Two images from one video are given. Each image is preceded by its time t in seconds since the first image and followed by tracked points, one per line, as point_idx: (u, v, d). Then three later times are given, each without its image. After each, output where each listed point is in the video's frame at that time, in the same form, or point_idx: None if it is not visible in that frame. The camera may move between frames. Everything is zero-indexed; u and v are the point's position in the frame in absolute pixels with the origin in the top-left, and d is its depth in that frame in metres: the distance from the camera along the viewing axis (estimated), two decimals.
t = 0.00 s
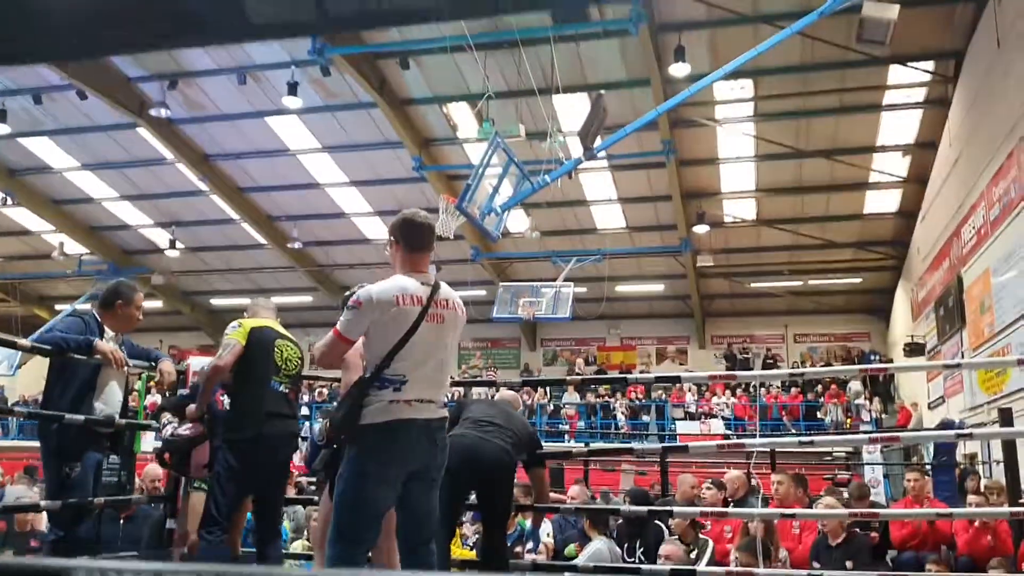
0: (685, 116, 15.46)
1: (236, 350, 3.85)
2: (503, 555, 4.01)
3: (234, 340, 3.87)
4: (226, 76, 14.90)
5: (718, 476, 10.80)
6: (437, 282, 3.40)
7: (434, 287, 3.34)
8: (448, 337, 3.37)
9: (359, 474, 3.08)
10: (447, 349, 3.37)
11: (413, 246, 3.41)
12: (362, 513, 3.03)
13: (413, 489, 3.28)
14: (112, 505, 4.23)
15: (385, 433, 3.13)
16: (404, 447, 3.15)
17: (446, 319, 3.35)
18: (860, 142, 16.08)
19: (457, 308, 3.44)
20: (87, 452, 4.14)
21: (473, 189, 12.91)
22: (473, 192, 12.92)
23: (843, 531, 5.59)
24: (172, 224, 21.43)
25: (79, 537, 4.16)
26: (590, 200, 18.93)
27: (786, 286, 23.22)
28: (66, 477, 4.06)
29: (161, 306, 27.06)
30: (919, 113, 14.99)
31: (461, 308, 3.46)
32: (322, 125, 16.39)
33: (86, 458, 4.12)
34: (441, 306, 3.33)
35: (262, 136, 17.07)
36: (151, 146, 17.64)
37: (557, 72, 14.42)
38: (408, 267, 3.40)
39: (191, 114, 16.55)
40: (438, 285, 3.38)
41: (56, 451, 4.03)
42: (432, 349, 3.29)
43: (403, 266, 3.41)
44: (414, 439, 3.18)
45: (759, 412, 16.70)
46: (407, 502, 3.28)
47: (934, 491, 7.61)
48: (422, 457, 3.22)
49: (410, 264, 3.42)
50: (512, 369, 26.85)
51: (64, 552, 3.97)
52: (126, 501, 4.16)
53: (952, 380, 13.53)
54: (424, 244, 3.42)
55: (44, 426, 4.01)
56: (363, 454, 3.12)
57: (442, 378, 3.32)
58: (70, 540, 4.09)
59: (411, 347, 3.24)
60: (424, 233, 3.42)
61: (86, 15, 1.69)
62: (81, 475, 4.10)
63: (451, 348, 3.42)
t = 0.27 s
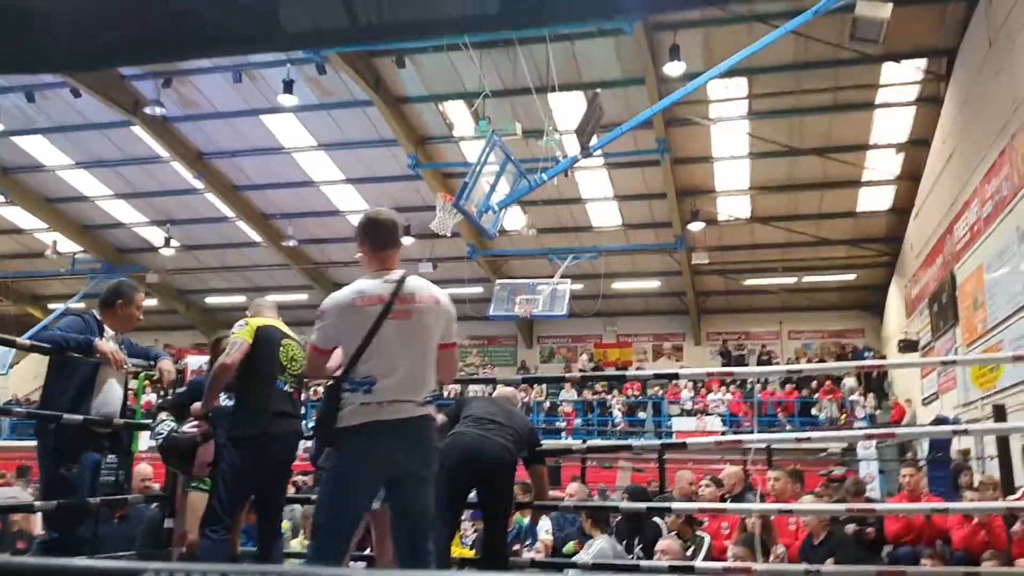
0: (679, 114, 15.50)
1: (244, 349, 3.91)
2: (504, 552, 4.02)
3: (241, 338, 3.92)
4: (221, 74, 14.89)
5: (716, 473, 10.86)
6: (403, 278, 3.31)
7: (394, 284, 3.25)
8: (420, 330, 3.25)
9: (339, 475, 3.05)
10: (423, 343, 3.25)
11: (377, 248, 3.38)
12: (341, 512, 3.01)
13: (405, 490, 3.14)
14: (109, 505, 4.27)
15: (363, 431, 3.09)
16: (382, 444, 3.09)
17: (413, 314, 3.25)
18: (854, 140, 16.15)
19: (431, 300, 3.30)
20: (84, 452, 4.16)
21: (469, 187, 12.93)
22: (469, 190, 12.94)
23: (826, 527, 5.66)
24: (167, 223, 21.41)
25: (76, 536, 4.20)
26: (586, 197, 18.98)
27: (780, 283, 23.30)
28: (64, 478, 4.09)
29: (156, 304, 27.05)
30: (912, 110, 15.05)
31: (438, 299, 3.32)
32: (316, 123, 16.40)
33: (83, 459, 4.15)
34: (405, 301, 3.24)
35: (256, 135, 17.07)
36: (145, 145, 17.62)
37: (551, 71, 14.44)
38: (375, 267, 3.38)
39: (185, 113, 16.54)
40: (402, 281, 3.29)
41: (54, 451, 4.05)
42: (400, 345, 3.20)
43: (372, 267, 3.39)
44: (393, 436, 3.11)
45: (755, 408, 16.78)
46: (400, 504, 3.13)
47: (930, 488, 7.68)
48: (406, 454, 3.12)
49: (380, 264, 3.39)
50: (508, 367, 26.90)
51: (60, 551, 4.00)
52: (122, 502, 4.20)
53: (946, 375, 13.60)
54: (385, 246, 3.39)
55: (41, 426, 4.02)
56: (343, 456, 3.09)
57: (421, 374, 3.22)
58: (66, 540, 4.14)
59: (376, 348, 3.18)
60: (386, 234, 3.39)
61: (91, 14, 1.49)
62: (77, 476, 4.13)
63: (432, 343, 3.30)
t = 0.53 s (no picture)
0: (673, 114, 15.51)
1: (241, 351, 3.81)
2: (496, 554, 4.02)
3: (237, 339, 3.85)
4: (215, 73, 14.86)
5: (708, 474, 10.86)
6: (326, 276, 3.06)
7: (312, 286, 3.03)
8: (345, 324, 2.95)
9: (298, 484, 2.86)
10: (353, 338, 2.95)
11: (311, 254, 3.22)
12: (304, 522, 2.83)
13: (362, 494, 2.81)
14: (101, 505, 4.25)
15: (312, 437, 2.87)
16: (332, 447, 2.84)
17: (334, 309, 2.97)
18: (848, 140, 16.17)
19: (355, 290, 2.99)
20: (77, 452, 4.14)
21: (463, 186, 12.94)
22: (463, 189, 12.94)
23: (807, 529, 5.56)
24: (161, 222, 21.38)
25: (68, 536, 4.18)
26: (580, 197, 18.98)
27: (774, 283, 23.32)
28: (57, 477, 4.06)
29: (150, 304, 27.00)
30: (906, 111, 15.07)
31: (362, 288, 2.99)
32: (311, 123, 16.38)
33: (76, 459, 4.14)
34: (324, 300, 2.99)
35: (251, 134, 17.03)
36: (139, 144, 17.59)
37: (546, 70, 14.44)
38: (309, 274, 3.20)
39: (180, 112, 16.50)
40: (324, 280, 3.05)
41: (48, 451, 4.03)
42: (327, 345, 2.95)
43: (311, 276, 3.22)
44: (343, 438, 2.85)
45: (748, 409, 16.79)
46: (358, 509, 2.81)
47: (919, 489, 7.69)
48: (361, 455, 2.83)
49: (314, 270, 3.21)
50: (502, 366, 26.90)
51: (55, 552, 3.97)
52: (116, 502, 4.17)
53: (940, 376, 13.62)
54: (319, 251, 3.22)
55: (35, 426, 4.00)
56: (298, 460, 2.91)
57: (360, 367, 2.92)
58: (59, 539, 4.06)
59: (307, 354, 2.97)
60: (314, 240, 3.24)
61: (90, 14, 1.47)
62: (70, 476, 4.11)
63: (368, 333, 2.97)
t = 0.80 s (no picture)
0: (665, 112, 15.52)
1: (229, 351, 3.79)
2: (487, 550, 4.03)
3: (226, 339, 3.82)
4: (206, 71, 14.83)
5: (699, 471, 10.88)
6: (275, 273, 3.10)
7: (261, 285, 3.07)
8: (293, 317, 2.97)
9: (268, 478, 2.90)
10: (303, 330, 2.97)
11: (263, 256, 3.26)
12: (278, 516, 2.87)
13: (330, 483, 2.86)
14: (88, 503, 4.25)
15: (278, 431, 2.91)
16: (299, 439, 2.89)
17: (281, 304, 3.00)
18: (839, 138, 16.20)
19: (300, 282, 3.01)
20: (64, 450, 4.14)
21: (454, 184, 12.95)
22: (454, 188, 12.95)
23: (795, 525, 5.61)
24: (152, 220, 21.34)
25: (56, 534, 4.18)
26: (572, 195, 19.00)
27: (766, 280, 23.37)
28: (44, 476, 4.05)
29: (142, 302, 26.94)
30: (897, 109, 15.11)
31: (307, 279, 3.01)
32: (303, 120, 16.37)
33: (62, 458, 4.13)
34: (271, 297, 3.02)
35: (242, 132, 17.01)
36: (130, 142, 17.54)
37: (538, 68, 14.45)
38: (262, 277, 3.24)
39: (171, 110, 16.47)
40: (271, 277, 3.08)
41: (35, 450, 4.01)
42: (278, 340, 2.98)
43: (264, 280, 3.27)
44: (308, 429, 2.90)
45: (740, 406, 16.86)
46: (327, 498, 2.86)
47: (909, 485, 7.70)
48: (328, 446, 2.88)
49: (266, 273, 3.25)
50: (495, 364, 26.91)
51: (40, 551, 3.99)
52: (104, 500, 4.17)
53: (930, 373, 13.68)
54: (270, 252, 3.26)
55: (21, 424, 3.98)
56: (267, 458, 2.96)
57: (311, 357, 2.95)
58: (46, 538, 4.11)
59: (263, 351, 3.03)
60: (263, 241, 3.27)
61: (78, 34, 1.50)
62: (57, 474, 4.10)
63: (320, 324, 2.98)
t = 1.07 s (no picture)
0: (658, 110, 15.55)
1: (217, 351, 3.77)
2: (478, 548, 4.03)
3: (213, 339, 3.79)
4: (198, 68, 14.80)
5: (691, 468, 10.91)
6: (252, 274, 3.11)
7: (238, 286, 3.09)
8: (268, 314, 2.97)
9: (248, 475, 2.91)
10: (279, 326, 2.96)
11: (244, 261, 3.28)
12: (259, 512, 2.88)
13: (309, 478, 2.87)
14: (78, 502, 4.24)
15: (256, 428, 2.91)
16: (278, 434, 2.90)
17: (257, 302, 3.01)
18: (831, 136, 16.23)
19: (275, 280, 3.01)
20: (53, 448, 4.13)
21: (447, 182, 12.95)
22: (446, 186, 12.95)
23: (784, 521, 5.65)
24: (144, 218, 21.29)
25: (46, 532, 4.18)
26: (564, 194, 19.02)
27: (758, 278, 23.41)
28: (33, 474, 4.04)
29: (135, 301, 26.89)
30: (889, 107, 15.14)
31: (281, 276, 3.01)
32: (295, 118, 16.35)
33: (51, 456, 4.13)
34: (248, 295, 3.04)
35: (234, 129, 16.97)
36: (122, 139, 17.50)
37: (530, 66, 14.45)
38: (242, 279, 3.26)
39: (162, 107, 16.43)
40: (249, 278, 3.10)
41: (23, 448, 4.01)
42: (255, 338, 2.99)
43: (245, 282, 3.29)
44: (286, 425, 2.90)
45: (733, 404, 16.90)
46: (306, 494, 2.87)
47: (899, 482, 7.75)
48: (306, 441, 2.89)
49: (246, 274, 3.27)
50: (488, 362, 26.93)
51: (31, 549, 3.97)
52: (93, 498, 4.16)
53: (921, 371, 13.73)
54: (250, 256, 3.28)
55: (9, 423, 3.97)
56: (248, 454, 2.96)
57: (287, 352, 2.95)
58: (36, 535, 4.11)
59: (241, 349, 3.03)
60: (244, 247, 3.30)
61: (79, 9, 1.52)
62: (47, 473, 4.09)
63: (296, 320, 2.98)
